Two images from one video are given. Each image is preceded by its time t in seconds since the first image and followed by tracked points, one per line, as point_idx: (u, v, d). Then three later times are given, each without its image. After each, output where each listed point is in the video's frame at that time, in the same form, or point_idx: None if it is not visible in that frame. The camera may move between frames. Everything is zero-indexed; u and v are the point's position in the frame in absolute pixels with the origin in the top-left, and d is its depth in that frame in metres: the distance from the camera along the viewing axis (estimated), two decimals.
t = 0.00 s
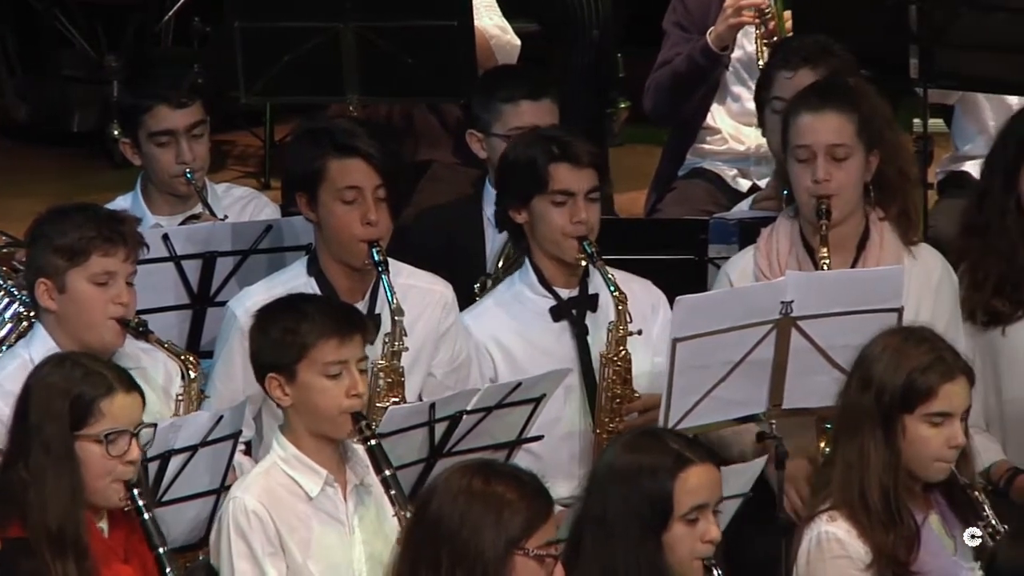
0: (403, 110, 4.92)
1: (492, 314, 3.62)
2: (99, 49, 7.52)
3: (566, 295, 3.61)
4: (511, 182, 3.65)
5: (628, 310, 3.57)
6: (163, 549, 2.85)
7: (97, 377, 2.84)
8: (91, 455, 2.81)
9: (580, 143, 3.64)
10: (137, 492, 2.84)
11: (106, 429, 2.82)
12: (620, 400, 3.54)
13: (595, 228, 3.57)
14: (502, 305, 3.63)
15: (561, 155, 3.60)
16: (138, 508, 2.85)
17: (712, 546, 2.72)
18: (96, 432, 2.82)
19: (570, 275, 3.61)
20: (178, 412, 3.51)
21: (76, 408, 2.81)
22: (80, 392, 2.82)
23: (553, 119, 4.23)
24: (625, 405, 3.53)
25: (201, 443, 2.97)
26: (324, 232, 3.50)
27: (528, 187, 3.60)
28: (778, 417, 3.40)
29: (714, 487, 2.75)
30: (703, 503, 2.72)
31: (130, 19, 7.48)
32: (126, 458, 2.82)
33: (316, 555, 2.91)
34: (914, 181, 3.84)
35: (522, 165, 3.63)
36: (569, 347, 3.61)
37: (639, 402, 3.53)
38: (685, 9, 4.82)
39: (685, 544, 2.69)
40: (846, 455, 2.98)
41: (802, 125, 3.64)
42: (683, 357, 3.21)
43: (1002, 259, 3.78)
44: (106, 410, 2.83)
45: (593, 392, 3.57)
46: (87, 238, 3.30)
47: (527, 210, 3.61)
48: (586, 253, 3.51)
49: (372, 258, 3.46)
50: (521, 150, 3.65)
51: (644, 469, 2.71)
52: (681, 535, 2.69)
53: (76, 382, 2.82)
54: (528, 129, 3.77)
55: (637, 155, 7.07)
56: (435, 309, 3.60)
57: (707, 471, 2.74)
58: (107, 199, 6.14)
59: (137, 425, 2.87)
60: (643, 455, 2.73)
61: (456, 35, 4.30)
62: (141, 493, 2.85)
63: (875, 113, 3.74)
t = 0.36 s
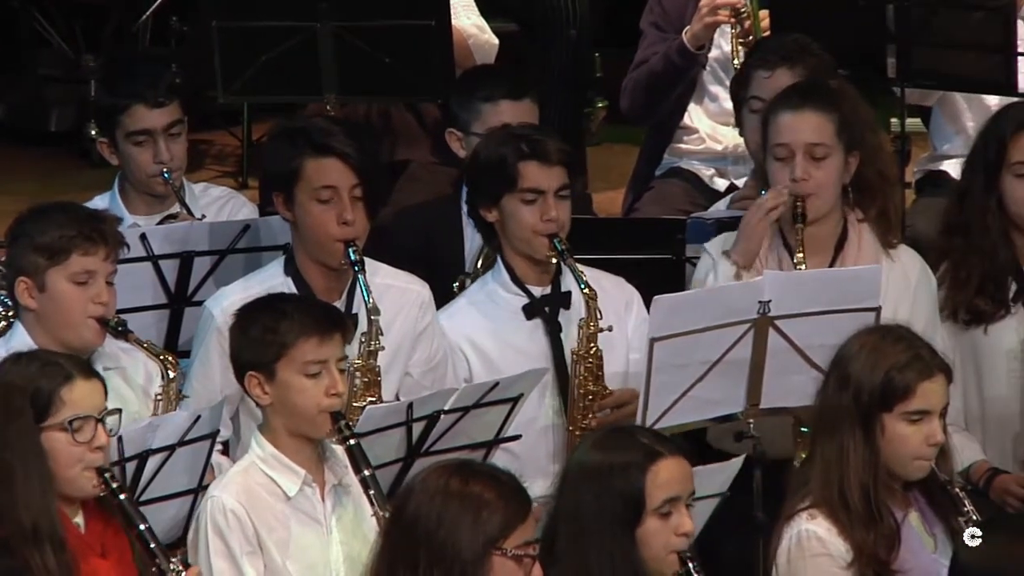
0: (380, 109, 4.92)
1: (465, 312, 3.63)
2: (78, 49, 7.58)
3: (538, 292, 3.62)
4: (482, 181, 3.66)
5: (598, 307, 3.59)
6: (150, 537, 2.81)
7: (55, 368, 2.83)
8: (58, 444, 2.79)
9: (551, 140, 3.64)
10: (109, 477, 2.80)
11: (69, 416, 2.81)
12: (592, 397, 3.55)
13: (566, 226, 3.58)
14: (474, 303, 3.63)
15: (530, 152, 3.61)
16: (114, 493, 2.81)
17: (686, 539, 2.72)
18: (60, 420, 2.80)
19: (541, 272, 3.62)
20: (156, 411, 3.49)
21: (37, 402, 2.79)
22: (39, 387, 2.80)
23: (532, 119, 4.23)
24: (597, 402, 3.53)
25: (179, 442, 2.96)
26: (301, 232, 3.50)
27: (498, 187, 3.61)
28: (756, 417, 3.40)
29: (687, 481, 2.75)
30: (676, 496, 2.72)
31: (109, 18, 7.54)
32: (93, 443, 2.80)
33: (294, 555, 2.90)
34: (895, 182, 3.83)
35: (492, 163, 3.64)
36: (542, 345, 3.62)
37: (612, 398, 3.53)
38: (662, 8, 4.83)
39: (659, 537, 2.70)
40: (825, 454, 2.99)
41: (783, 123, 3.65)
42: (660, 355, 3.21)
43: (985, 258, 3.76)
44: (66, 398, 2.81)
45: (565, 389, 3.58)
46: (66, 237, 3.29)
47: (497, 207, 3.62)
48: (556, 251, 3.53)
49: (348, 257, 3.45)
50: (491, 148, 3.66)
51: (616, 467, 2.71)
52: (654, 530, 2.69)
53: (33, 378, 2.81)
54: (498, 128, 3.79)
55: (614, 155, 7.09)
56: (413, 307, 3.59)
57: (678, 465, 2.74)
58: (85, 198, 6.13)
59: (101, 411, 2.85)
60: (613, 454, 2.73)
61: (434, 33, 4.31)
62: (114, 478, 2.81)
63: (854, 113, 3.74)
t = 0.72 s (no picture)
0: (359, 109, 4.92)
1: (441, 314, 3.62)
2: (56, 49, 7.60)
3: (513, 291, 3.62)
4: (458, 179, 3.66)
5: (574, 304, 3.59)
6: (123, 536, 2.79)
7: (27, 366, 2.83)
8: (31, 442, 2.79)
9: (527, 139, 3.65)
10: (82, 475, 2.79)
11: (42, 413, 2.81)
12: (569, 395, 3.55)
13: (541, 224, 3.59)
14: (450, 304, 3.63)
15: (507, 151, 3.61)
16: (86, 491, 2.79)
17: (662, 539, 2.72)
18: (33, 418, 2.80)
19: (516, 270, 3.61)
20: (134, 411, 3.48)
21: (9, 401, 2.79)
22: (11, 386, 2.79)
23: (510, 119, 4.29)
24: (573, 400, 3.55)
25: (158, 442, 2.95)
26: (278, 231, 3.50)
27: (473, 186, 3.61)
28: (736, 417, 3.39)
29: (662, 480, 2.74)
30: (652, 496, 2.72)
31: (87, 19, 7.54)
32: (66, 441, 2.80)
33: (271, 556, 2.90)
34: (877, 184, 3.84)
35: (467, 162, 3.64)
36: (518, 344, 3.61)
37: (587, 396, 3.55)
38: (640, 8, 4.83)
39: (635, 537, 2.69)
40: (803, 451, 2.99)
41: (766, 122, 3.65)
42: (638, 355, 3.22)
43: (961, 259, 3.78)
44: (39, 396, 2.81)
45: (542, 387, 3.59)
46: (44, 237, 3.27)
47: (473, 207, 3.62)
48: (532, 249, 3.54)
49: (326, 257, 3.45)
50: (467, 146, 3.66)
51: (591, 466, 2.72)
52: (631, 530, 2.69)
53: (5, 376, 2.80)
54: (473, 127, 3.78)
55: (593, 155, 7.10)
56: (390, 307, 3.60)
57: (653, 465, 2.74)
58: (64, 198, 6.12)
59: (74, 409, 2.85)
60: (588, 453, 2.74)
61: (412, 33, 4.31)
62: (86, 476, 2.80)
63: (835, 114, 3.75)
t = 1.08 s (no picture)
0: (334, 109, 4.91)
1: (421, 314, 3.63)
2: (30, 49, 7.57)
3: (492, 291, 3.62)
4: (438, 178, 3.66)
5: (553, 304, 3.58)
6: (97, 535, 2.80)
7: (14, 369, 2.82)
8: (16, 444, 2.78)
9: (506, 138, 3.65)
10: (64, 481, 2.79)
11: (28, 417, 2.79)
12: (547, 395, 3.55)
13: (521, 224, 3.58)
14: (429, 303, 3.63)
15: (487, 150, 3.61)
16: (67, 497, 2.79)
17: (637, 542, 2.71)
18: (19, 421, 2.79)
19: (495, 270, 3.62)
20: (111, 411, 3.44)
21: None
22: None
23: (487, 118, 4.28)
24: (552, 400, 3.54)
25: (134, 442, 2.94)
26: (255, 231, 3.49)
27: (454, 185, 3.61)
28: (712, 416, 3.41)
29: (637, 484, 2.74)
30: (626, 501, 2.72)
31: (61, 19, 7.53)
32: (50, 446, 2.79)
33: (248, 558, 2.90)
34: (854, 182, 3.84)
35: (448, 162, 3.64)
36: (496, 343, 3.62)
37: (566, 396, 3.55)
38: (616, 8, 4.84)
39: (610, 539, 2.69)
40: (780, 450, 3.01)
41: (747, 122, 3.65)
42: (614, 355, 3.22)
43: (936, 258, 3.79)
44: (26, 399, 2.80)
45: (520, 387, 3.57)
46: (20, 237, 3.26)
47: (453, 206, 3.63)
48: (511, 249, 3.52)
49: (301, 257, 3.45)
50: (448, 146, 3.66)
51: (567, 467, 2.72)
52: (606, 533, 2.68)
53: None
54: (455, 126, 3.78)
55: (568, 155, 7.11)
56: (367, 306, 3.59)
57: (628, 468, 2.74)
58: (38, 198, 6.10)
59: (59, 414, 2.84)
60: (564, 454, 2.74)
61: (388, 33, 4.30)
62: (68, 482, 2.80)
63: (815, 114, 3.75)
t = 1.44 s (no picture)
0: (311, 109, 4.91)
1: (405, 310, 3.61)
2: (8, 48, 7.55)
3: (477, 291, 3.62)
4: (425, 176, 3.67)
5: (539, 305, 3.59)
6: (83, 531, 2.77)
7: None
8: None
9: (497, 139, 3.66)
10: (46, 476, 2.77)
11: (8, 415, 2.81)
12: (530, 395, 3.56)
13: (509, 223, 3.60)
14: (413, 300, 3.62)
15: (477, 149, 3.62)
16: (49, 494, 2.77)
17: (611, 547, 2.72)
18: None
19: (481, 269, 3.62)
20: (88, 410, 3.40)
21: None
22: None
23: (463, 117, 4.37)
24: (535, 399, 3.55)
25: (111, 442, 2.94)
26: (232, 231, 3.49)
27: (442, 184, 3.62)
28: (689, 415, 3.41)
29: (613, 489, 2.75)
30: (601, 505, 2.72)
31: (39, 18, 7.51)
32: (30, 443, 2.79)
33: (226, 559, 2.90)
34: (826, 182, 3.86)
35: (437, 160, 3.64)
36: (480, 343, 3.62)
37: (550, 396, 3.54)
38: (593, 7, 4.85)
39: (584, 544, 2.69)
40: (756, 449, 3.02)
41: (716, 123, 3.67)
42: (591, 354, 3.23)
43: (910, 257, 3.81)
44: (5, 397, 2.82)
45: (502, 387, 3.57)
46: None
47: (441, 203, 3.63)
48: (499, 248, 3.54)
49: (280, 256, 3.45)
50: (437, 144, 3.66)
51: (542, 468, 2.73)
52: (579, 537, 2.69)
53: None
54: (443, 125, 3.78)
55: (545, 155, 7.13)
56: (345, 306, 3.62)
57: (605, 473, 2.74)
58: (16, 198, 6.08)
59: (39, 412, 2.85)
60: (540, 455, 2.75)
61: (365, 32, 4.31)
62: (50, 477, 2.78)
63: (785, 113, 3.76)
